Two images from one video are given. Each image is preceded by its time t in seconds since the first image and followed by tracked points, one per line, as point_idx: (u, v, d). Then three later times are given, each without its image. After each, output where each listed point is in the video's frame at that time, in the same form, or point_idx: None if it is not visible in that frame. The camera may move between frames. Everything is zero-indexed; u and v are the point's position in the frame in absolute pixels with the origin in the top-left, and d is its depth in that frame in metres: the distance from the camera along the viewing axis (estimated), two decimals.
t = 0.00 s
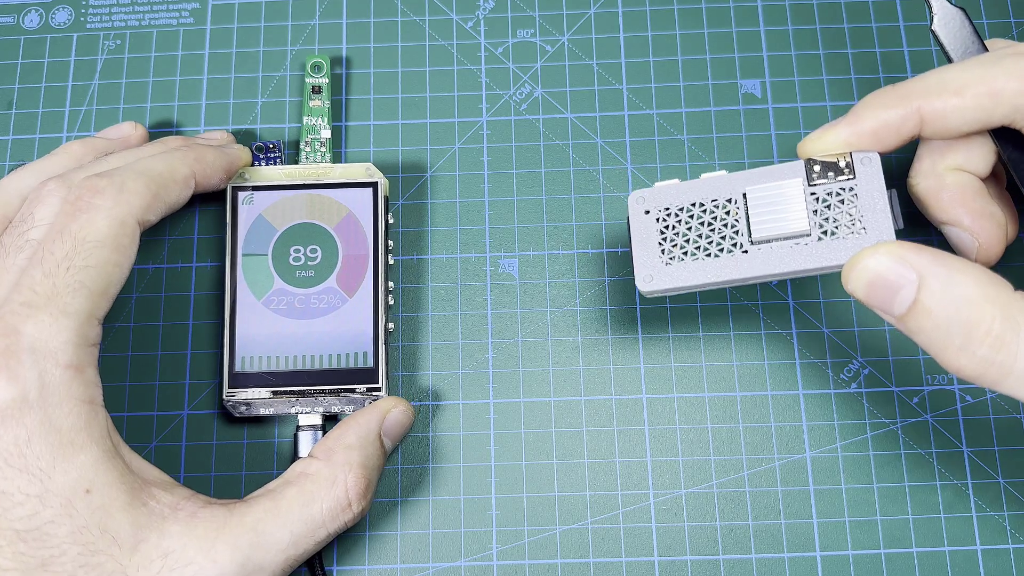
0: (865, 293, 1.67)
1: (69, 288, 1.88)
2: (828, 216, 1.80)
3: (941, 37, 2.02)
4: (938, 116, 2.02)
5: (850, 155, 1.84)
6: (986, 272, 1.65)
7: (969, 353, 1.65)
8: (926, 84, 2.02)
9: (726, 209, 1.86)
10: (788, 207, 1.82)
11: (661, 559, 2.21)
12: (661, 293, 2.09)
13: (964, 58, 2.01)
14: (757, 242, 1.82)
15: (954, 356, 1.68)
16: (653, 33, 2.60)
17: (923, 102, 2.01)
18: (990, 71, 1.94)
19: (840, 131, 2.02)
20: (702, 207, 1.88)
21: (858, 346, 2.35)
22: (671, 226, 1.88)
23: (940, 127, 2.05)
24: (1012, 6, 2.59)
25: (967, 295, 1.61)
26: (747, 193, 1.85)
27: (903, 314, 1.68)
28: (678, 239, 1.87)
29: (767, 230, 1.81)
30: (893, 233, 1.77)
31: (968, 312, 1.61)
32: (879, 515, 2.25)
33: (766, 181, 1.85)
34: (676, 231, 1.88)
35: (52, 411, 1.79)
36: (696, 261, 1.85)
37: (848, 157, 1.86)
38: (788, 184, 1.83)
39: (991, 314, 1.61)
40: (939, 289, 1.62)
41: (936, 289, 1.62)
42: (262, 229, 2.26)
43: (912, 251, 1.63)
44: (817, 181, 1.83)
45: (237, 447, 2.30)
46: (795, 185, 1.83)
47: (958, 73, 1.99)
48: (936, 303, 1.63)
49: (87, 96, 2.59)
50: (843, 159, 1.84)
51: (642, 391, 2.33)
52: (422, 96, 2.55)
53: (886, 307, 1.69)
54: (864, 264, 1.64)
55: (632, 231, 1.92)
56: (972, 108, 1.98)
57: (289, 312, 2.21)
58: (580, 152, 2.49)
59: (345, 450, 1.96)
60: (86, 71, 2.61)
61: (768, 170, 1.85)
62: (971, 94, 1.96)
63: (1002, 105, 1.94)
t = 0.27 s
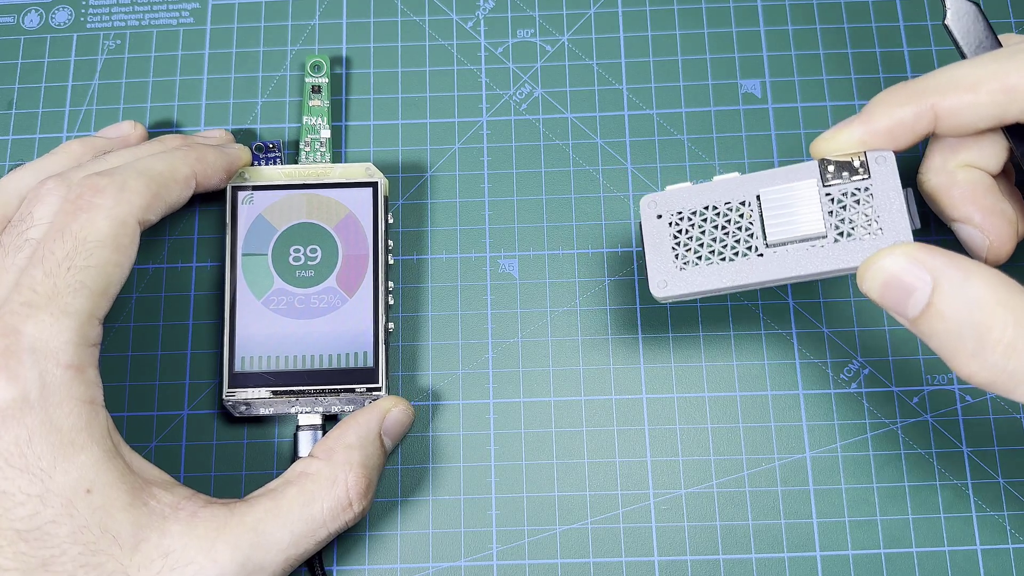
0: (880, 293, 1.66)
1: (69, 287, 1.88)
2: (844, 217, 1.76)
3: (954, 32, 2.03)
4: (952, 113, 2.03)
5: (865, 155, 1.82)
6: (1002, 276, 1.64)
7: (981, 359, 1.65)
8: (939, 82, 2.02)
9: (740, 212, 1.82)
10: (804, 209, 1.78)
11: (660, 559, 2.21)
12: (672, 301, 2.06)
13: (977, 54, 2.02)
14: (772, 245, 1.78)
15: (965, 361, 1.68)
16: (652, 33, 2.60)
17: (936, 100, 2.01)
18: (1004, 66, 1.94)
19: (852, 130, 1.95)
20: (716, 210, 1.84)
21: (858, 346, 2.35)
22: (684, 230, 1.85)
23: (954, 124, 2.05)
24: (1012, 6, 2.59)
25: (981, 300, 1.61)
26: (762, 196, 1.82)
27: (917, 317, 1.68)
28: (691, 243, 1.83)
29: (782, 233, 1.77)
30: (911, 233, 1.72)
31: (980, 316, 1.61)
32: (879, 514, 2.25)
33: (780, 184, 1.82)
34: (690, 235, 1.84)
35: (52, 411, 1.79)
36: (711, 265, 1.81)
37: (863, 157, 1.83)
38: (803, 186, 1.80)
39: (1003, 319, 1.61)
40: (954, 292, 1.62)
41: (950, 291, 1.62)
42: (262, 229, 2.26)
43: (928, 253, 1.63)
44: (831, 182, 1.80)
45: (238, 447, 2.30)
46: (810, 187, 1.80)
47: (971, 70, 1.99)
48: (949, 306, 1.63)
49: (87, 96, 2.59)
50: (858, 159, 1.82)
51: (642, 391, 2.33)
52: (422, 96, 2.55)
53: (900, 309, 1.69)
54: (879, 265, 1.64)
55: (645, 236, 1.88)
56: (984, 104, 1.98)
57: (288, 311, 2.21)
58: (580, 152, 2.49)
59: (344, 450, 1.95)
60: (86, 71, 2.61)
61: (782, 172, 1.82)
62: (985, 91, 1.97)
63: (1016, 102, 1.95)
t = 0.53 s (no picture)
0: (887, 294, 1.66)
1: (68, 288, 1.88)
2: (852, 219, 1.75)
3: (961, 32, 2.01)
4: (959, 112, 2.02)
5: (871, 155, 1.79)
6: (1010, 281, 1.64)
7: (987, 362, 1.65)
8: (945, 81, 2.01)
9: (746, 215, 1.80)
10: (810, 211, 1.76)
11: (661, 559, 2.21)
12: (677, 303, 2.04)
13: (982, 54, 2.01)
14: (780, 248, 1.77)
15: (971, 362, 1.68)
16: (653, 33, 2.60)
17: (944, 99, 2.01)
18: (1013, 65, 1.94)
19: (857, 130, 2.00)
20: (721, 213, 1.82)
21: (858, 346, 2.35)
22: (690, 234, 1.83)
23: (960, 123, 2.05)
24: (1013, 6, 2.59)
25: (988, 302, 1.61)
26: (768, 198, 1.80)
27: (924, 317, 1.68)
28: (698, 248, 1.81)
29: (790, 235, 1.76)
30: (919, 235, 1.72)
31: (986, 318, 1.61)
32: (879, 515, 2.25)
33: (786, 185, 1.80)
34: (697, 239, 1.82)
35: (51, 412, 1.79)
36: (719, 269, 1.79)
37: (868, 157, 1.81)
38: (809, 187, 1.78)
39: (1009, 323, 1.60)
40: (961, 293, 1.62)
41: (957, 293, 1.62)
42: (261, 230, 2.26)
43: (935, 254, 1.62)
44: (838, 183, 1.78)
45: (238, 447, 2.30)
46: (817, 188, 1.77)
47: (978, 68, 1.99)
48: (956, 308, 1.63)
49: (87, 96, 2.59)
50: (864, 159, 1.79)
51: (642, 391, 2.33)
52: (422, 96, 2.55)
53: (907, 309, 1.69)
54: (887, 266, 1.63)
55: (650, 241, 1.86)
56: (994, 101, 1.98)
57: (288, 312, 2.21)
58: (580, 152, 2.49)
59: (344, 451, 1.96)
60: (86, 71, 2.61)
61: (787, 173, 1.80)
62: (993, 89, 1.96)
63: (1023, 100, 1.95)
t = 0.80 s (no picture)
0: (899, 287, 1.66)
1: (68, 288, 1.88)
2: (867, 211, 1.73)
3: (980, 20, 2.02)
4: (976, 102, 2.02)
5: (887, 146, 1.76)
6: None
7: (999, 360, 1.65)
8: (964, 69, 2.01)
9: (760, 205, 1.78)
10: (825, 202, 1.74)
11: (660, 559, 2.21)
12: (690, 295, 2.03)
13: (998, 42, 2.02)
14: (794, 239, 1.75)
15: (982, 360, 1.68)
16: (652, 33, 2.60)
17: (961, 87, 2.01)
18: None
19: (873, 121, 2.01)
20: (735, 203, 1.80)
21: (858, 346, 2.36)
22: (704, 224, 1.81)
23: (977, 113, 2.05)
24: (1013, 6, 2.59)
25: (1002, 301, 1.60)
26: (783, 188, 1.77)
27: (936, 312, 1.68)
28: (711, 238, 1.80)
29: (804, 227, 1.74)
30: (934, 229, 1.70)
31: (999, 316, 1.60)
32: (879, 514, 2.25)
33: (801, 175, 1.77)
34: (710, 229, 1.80)
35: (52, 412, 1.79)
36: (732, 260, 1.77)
37: (885, 148, 1.78)
38: (825, 178, 1.76)
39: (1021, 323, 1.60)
40: (975, 290, 1.61)
41: (972, 290, 1.61)
42: (261, 230, 2.26)
43: (951, 249, 1.61)
44: (854, 174, 1.76)
45: (238, 447, 2.30)
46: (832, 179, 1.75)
47: (995, 58, 1.99)
48: (969, 304, 1.62)
49: (87, 96, 2.59)
50: (880, 150, 1.76)
51: (642, 391, 2.33)
52: (422, 96, 2.55)
53: (919, 303, 1.68)
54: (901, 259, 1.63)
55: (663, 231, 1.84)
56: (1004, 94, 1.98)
57: (287, 312, 2.21)
58: (580, 152, 2.49)
59: (345, 451, 1.96)
60: (86, 71, 2.61)
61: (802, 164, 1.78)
62: (1010, 79, 1.97)
63: None
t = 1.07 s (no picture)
0: (921, 278, 1.63)
1: (67, 285, 1.88)
2: (892, 202, 1.69)
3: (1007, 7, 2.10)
4: (1000, 86, 2.03)
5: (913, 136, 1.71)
6: None
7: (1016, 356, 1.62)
8: (987, 53, 2.02)
9: (785, 195, 1.74)
10: (850, 192, 1.69)
11: (660, 559, 2.21)
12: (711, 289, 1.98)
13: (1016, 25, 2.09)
14: (818, 230, 1.70)
15: (999, 357, 1.65)
16: (652, 33, 2.60)
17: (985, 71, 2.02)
18: None
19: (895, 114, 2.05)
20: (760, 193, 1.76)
21: (858, 346, 2.36)
22: (727, 214, 1.77)
23: (1002, 96, 2.05)
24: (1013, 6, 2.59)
25: None
26: (808, 179, 1.73)
27: (957, 304, 1.65)
28: (734, 228, 1.76)
29: (828, 217, 1.69)
30: (961, 220, 1.64)
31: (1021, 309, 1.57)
32: (879, 514, 2.25)
33: (826, 166, 1.73)
34: (733, 219, 1.77)
35: (54, 411, 1.79)
36: (755, 250, 1.73)
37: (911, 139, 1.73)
38: (851, 168, 1.71)
39: None
40: (998, 282, 1.58)
41: (995, 282, 1.59)
42: (260, 231, 2.26)
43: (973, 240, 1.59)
44: (879, 164, 1.71)
45: (238, 447, 2.30)
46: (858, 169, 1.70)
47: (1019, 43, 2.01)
48: (991, 296, 1.60)
49: (87, 96, 2.59)
50: (907, 141, 1.72)
51: (642, 391, 2.34)
52: (422, 96, 2.55)
53: (940, 295, 1.66)
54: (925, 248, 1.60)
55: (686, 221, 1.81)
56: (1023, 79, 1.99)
57: (286, 312, 2.21)
58: (580, 152, 2.49)
59: (347, 454, 1.96)
60: (86, 71, 2.61)
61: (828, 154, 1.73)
62: None
63: None
